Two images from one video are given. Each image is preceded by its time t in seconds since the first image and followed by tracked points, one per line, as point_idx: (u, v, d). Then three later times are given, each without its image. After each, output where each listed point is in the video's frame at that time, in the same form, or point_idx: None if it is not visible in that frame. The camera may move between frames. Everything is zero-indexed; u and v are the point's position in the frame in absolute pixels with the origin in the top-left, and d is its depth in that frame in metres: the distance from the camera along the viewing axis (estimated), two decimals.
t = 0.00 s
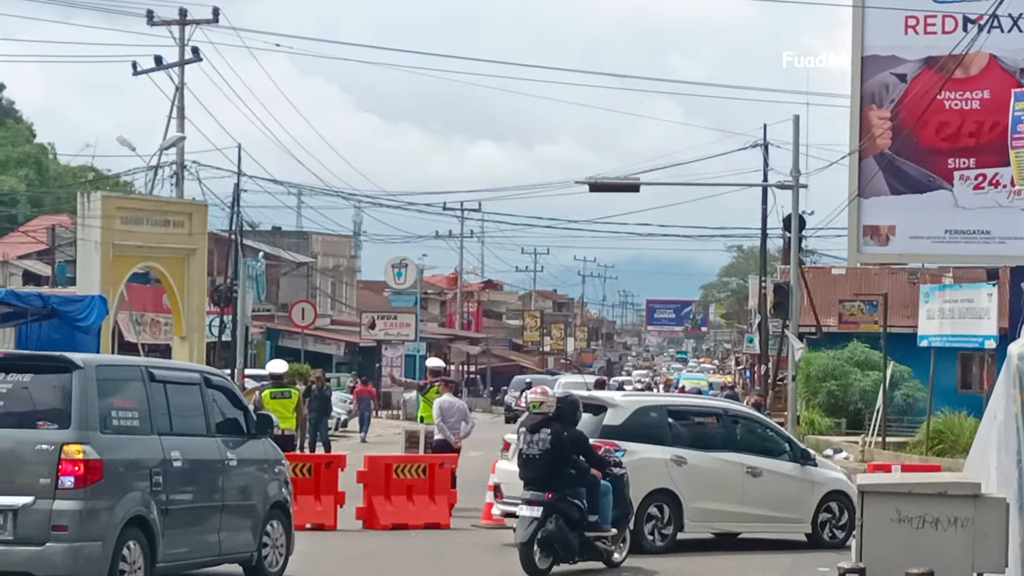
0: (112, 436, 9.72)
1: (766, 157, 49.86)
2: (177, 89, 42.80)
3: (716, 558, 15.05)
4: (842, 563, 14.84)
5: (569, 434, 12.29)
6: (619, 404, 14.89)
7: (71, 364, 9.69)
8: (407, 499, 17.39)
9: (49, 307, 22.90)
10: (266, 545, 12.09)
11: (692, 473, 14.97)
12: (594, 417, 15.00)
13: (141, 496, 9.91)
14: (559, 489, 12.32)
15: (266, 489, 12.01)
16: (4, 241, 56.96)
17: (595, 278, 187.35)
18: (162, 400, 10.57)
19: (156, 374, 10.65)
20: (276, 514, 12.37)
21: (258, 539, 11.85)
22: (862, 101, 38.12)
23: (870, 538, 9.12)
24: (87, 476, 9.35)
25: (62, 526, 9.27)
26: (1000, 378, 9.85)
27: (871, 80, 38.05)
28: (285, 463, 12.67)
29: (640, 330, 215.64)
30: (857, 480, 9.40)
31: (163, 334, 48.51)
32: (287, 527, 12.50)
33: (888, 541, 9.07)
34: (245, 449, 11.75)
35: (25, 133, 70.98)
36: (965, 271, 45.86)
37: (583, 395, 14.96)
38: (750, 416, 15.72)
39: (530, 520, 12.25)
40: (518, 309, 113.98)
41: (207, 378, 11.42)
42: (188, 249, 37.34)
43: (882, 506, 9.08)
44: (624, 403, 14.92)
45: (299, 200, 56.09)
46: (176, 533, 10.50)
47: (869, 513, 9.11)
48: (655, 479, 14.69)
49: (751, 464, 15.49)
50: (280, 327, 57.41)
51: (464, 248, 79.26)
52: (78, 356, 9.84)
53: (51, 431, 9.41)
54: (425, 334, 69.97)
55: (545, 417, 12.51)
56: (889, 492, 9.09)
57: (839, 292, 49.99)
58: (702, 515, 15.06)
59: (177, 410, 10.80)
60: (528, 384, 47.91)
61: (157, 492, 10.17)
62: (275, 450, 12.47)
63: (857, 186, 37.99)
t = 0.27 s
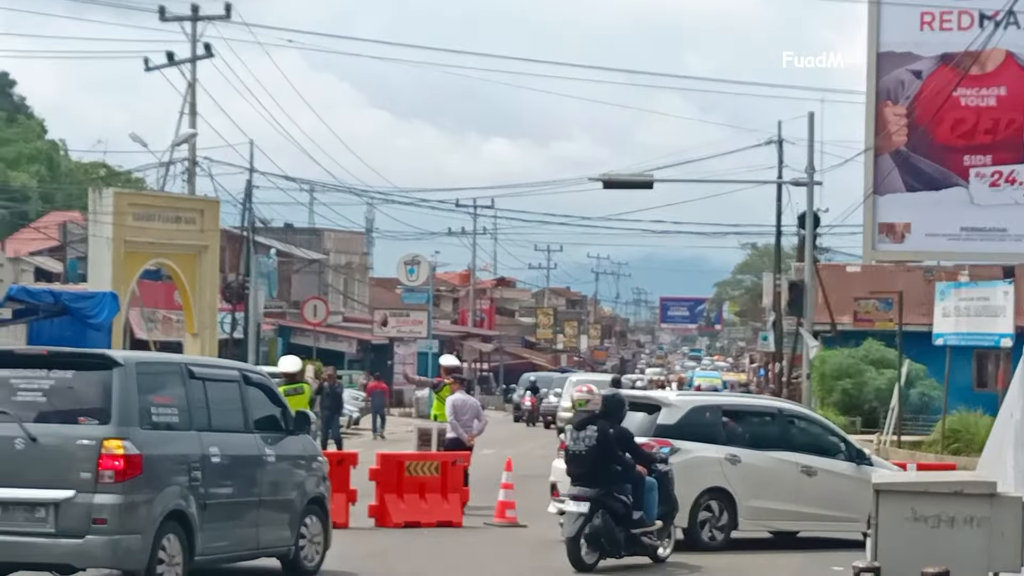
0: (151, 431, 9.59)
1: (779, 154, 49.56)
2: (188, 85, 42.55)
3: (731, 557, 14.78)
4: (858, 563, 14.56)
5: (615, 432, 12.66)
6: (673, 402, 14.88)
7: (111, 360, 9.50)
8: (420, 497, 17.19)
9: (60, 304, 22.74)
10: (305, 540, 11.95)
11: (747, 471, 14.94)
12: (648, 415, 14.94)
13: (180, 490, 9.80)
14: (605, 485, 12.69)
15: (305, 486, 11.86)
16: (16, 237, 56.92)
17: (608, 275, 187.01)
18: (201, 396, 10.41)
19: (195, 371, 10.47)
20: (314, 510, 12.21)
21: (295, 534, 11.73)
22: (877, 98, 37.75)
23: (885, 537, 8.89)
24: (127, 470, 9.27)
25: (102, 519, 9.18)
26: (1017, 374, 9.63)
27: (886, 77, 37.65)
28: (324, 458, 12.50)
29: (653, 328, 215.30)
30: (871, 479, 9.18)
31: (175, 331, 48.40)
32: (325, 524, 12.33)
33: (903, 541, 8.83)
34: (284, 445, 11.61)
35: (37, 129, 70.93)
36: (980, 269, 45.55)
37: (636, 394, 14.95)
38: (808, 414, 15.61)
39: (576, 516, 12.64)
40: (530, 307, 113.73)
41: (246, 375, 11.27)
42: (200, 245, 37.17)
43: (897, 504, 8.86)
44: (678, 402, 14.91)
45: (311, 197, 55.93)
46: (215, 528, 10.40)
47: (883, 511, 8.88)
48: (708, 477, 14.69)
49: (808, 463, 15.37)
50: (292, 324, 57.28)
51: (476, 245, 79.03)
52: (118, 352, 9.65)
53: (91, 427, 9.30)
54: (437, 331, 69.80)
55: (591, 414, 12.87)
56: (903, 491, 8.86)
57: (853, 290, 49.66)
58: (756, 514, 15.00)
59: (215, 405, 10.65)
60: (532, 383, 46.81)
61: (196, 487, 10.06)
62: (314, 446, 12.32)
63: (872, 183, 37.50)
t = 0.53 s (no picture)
0: (196, 427, 10.17)
1: (795, 150, 49.51)
2: (205, 83, 42.74)
3: (743, 552, 14.84)
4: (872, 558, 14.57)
5: (659, 429, 13.16)
6: (737, 400, 15.21)
7: (158, 358, 10.09)
8: (435, 492, 17.32)
9: (78, 300, 22.87)
10: (345, 533, 12.59)
11: (810, 468, 15.35)
12: (713, 413, 15.27)
13: (223, 485, 10.39)
14: (651, 480, 13.21)
15: (347, 480, 12.46)
16: (35, 234, 57.27)
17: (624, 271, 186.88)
18: (245, 392, 10.99)
19: (240, 367, 11.06)
20: (357, 502, 12.82)
21: (337, 526, 12.33)
22: (892, 95, 37.82)
23: (900, 533, 8.71)
24: (171, 465, 9.84)
25: (148, 512, 9.76)
26: None
27: (901, 73, 37.69)
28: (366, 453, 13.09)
29: (669, 324, 215.09)
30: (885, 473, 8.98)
31: (192, 327, 48.64)
32: (367, 514, 12.96)
33: (917, 536, 8.66)
34: (327, 440, 12.21)
35: (56, 126, 71.31)
36: (997, 265, 45.44)
37: (701, 393, 15.24)
38: (870, 411, 15.99)
39: (624, 509, 13.20)
40: (546, 303, 113.79)
41: (290, 372, 11.85)
42: (217, 242, 37.35)
43: (912, 500, 8.66)
44: (742, 400, 15.24)
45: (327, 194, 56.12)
46: (259, 520, 11.01)
47: (899, 507, 8.70)
48: (773, 474, 15.10)
49: (869, 460, 15.77)
50: (308, 320, 57.49)
51: (492, 241, 79.10)
52: (164, 351, 10.23)
53: (138, 422, 9.87)
54: (452, 327, 69.91)
55: (637, 410, 13.34)
56: (918, 486, 8.66)
57: (868, 286, 49.59)
58: (819, 509, 15.45)
59: (259, 402, 11.22)
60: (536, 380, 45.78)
61: (240, 481, 10.66)
62: (358, 441, 12.92)
63: (887, 179, 37.54)
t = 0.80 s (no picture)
0: (215, 425, 10.78)
1: (789, 150, 49.53)
2: (198, 81, 42.73)
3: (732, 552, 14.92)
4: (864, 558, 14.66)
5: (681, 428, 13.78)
6: (784, 402, 15.57)
7: (178, 359, 10.68)
8: (428, 492, 17.34)
9: (71, 299, 22.91)
10: (366, 530, 13.13)
11: (855, 469, 15.67)
12: (760, 414, 15.63)
13: (243, 483, 10.98)
14: (675, 478, 13.77)
15: (366, 477, 13.03)
16: (27, 233, 57.20)
17: (617, 271, 186.97)
18: (265, 392, 11.59)
19: (261, 368, 11.66)
20: (377, 498, 13.40)
21: (357, 523, 12.91)
22: (885, 95, 37.87)
23: (893, 532, 8.71)
24: (191, 463, 10.43)
25: (168, 509, 10.34)
26: None
27: (894, 73, 37.75)
28: (388, 452, 13.70)
29: (662, 324, 215.08)
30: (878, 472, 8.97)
31: (186, 326, 48.62)
32: (387, 510, 13.52)
33: (909, 535, 8.66)
34: (348, 438, 12.78)
35: (49, 125, 71.19)
36: (989, 265, 45.51)
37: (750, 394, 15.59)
38: (913, 415, 16.34)
39: (648, 506, 13.75)
40: (539, 302, 113.71)
41: (311, 372, 12.44)
42: (210, 241, 37.34)
43: (905, 500, 8.66)
44: (788, 402, 15.59)
45: (321, 194, 56.09)
46: (278, 517, 11.59)
47: (892, 507, 8.70)
48: (818, 474, 15.42)
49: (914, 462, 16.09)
50: (302, 320, 57.47)
51: (486, 241, 79.04)
52: (185, 351, 10.83)
53: (159, 420, 10.48)
54: (446, 327, 69.89)
55: (659, 410, 13.98)
56: (910, 486, 8.66)
57: (862, 285, 49.60)
58: (864, 510, 15.77)
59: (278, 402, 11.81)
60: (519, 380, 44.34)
61: (259, 480, 11.23)
62: (378, 439, 13.52)
63: (880, 179, 37.67)
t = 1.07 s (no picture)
0: (234, 424, 10.91)
1: (781, 152, 49.60)
2: (192, 80, 42.66)
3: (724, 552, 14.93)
4: (857, 558, 14.63)
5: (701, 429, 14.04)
6: (833, 405, 15.63)
7: (196, 359, 10.82)
8: (420, 492, 17.35)
9: (63, 298, 22.87)
10: (385, 526, 13.26)
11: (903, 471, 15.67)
12: (809, 416, 15.69)
13: (261, 480, 11.10)
14: (695, 477, 14.11)
15: (386, 475, 13.14)
16: (19, 231, 57.09)
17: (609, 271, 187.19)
18: (284, 391, 11.70)
19: (280, 368, 11.76)
20: (398, 496, 13.51)
21: (376, 521, 13.02)
22: (878, 96, 37.97)
23: (885, 532, 8.74)
24: (209, 459, 10.58)
25: (186, 504, 10.48)
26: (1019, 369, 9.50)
27: (887, 74, 37.82)
28: (409, 451, 13.82)
29: (654, 325, 215.18)
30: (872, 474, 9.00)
31: (178, 326, 48.53)
32: (408, 508, 13.61)
33: (901, 536, 8.69)
34: (368, 437, 12.90)
35: (41, 124, 71.07)
36: (980, 267, 45.63)
37: (799, 396, 15.65)
38: (960, 419, 16.42)
39: (669, 504, 14.15)
40: (531, 303, 113.70)
41: (331, 371, 12.54)
42: (202, 240, 37.30)
43: (897, 501, 8.69)
44: (838, 404, 15.65)
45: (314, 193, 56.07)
46: (296, 514, 11.68)
47: (884, 508, 8.73)
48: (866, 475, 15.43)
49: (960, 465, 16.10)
50: (294, 319, 57.43)
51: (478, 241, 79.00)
52: (204, 352, 10.96)
53: (177, 418, 10.62)
54: (438, 327, 69.88)
55: (681, 412, 14.28)
56: (901, 487, 8.70)
57: (853, 287, 49.65)
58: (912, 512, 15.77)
59: (298, 401, 11.91)
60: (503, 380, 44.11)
61: (277, 476, 11.36)
62: (398, 437, 13.63)
63: (873, 180, 37.70)
